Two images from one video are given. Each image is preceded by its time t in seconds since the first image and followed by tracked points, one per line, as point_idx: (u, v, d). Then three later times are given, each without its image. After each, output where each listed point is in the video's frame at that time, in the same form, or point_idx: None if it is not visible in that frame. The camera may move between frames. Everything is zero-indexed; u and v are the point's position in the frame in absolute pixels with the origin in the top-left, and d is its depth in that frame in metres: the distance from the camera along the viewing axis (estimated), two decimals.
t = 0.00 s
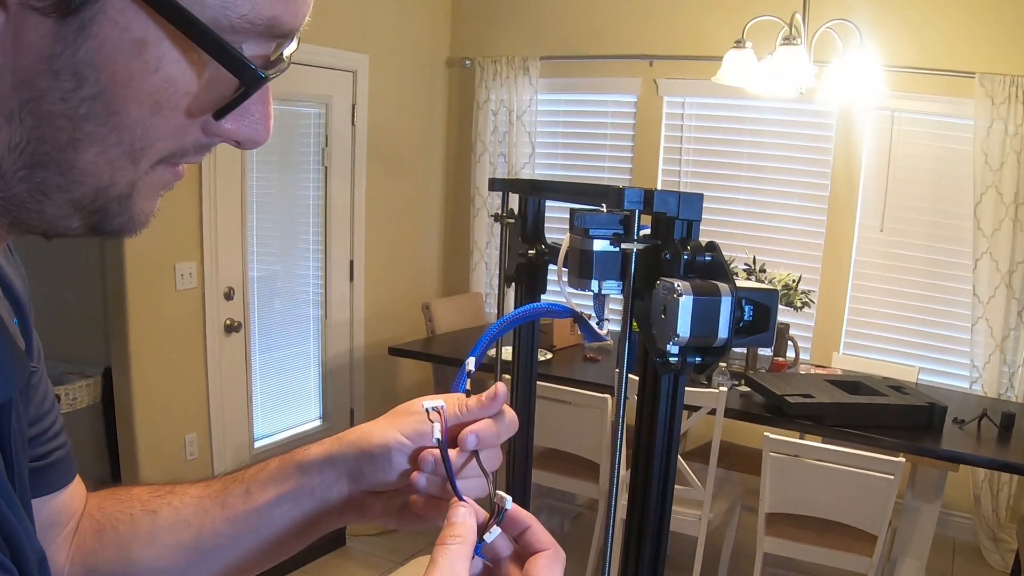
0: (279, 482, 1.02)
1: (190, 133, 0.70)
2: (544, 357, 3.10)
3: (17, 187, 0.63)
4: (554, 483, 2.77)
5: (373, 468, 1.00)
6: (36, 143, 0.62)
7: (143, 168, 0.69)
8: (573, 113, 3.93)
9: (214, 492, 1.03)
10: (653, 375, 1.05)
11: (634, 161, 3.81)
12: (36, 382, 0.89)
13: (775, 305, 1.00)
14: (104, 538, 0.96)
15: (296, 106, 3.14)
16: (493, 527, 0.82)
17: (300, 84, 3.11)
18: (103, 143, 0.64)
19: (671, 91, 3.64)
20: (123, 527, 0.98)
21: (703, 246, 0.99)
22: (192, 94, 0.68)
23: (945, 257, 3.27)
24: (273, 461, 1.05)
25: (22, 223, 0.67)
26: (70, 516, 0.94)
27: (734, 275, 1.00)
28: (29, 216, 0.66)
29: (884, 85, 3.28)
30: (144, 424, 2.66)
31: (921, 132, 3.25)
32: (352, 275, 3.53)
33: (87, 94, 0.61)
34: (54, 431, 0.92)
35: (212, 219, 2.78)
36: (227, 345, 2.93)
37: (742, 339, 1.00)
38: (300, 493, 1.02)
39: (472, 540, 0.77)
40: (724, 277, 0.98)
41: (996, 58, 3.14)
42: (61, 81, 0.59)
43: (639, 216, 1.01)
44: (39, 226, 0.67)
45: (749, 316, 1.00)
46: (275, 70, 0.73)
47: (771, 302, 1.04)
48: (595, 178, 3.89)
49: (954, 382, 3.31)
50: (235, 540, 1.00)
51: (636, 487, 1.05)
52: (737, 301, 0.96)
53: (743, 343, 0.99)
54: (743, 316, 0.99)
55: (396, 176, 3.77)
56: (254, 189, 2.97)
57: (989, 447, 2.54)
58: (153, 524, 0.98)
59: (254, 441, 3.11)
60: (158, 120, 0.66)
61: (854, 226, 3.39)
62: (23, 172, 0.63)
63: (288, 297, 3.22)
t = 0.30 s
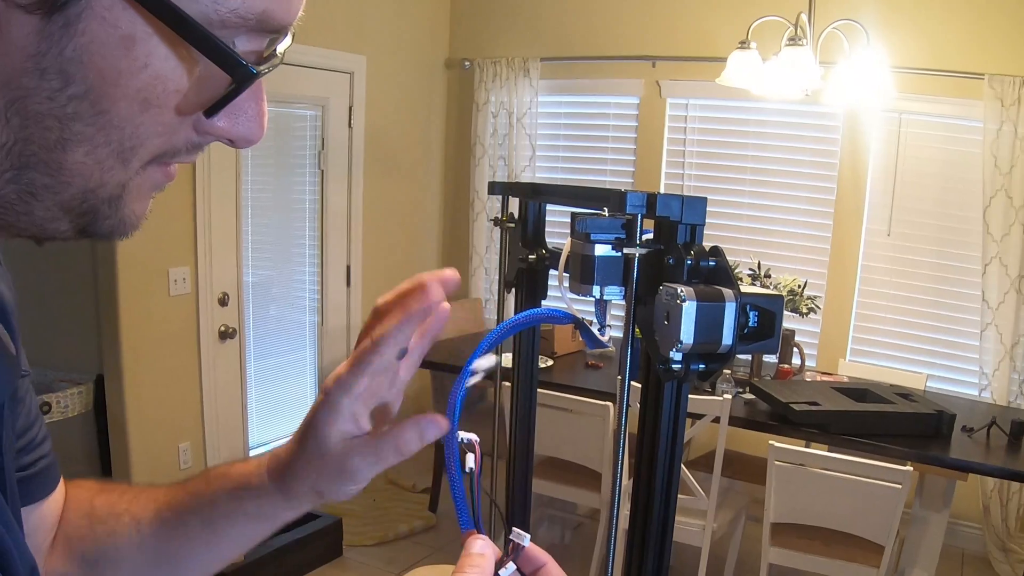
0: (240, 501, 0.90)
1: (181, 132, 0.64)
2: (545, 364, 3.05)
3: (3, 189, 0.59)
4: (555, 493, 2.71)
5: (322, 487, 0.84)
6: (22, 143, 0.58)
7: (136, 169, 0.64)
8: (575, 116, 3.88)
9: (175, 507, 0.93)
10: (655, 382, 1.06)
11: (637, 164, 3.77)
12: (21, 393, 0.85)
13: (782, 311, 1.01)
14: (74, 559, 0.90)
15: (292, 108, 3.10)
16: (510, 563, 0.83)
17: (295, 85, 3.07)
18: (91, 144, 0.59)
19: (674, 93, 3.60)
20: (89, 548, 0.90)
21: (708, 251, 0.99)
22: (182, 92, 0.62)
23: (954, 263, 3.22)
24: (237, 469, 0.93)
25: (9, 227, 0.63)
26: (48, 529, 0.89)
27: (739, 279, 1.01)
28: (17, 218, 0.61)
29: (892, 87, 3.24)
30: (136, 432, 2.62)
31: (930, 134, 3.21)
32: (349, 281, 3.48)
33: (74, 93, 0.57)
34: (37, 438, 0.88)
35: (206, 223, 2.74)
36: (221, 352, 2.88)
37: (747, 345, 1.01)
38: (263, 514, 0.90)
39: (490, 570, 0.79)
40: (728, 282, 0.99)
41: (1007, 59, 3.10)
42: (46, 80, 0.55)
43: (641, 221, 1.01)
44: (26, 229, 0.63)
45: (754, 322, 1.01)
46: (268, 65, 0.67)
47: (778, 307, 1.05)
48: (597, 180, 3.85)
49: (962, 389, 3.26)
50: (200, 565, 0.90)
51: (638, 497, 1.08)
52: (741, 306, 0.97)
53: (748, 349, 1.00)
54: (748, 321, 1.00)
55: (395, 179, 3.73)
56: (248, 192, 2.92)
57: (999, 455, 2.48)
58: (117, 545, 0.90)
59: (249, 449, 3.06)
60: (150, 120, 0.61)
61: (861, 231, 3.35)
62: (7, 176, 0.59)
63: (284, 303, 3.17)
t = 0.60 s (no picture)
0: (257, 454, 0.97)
1: (143, 104, 0.65)
2: (545, 370, 3.01)
3: None
4: (555, 500, 2.67)
5: (341, 458, 0.93)
6: None
7: (94, 142, 0.65)
8: (577, 118, 3.85)
9: (200, 456, 1.01)
10: (657, 389, 1.05)
11: (639, 168, 3.73)
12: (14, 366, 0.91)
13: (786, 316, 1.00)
14: (104, 506, 1.00)
15: (289, 110, 3.06)
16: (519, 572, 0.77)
17: (291, 87, 3.04)
18: (47, 122, 0.61)
19: (677, 93, 3.56)
20: (119, 494, 1.00)
21: (711, 255, 1.01)
22: (140, 60, 0.63)
23: (963, 265, 3.18)
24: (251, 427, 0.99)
25: None
26: (70, 481, 0.98)
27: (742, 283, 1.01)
28: None
29: (901, 88, 3.21)
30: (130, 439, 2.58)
31: (936, 135, 3.17)
32: (346, 285, 3.44)
33: (25, 69, 0.57)
34: (40, 409, 0.94)
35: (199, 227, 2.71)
36: (215, 358, 2.85)
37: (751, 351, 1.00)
38: (283, 468, 0.97)
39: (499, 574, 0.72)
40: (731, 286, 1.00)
41: (1017, 58, 3.06)
42: None
43: (643, 223, 1.03)
44: None
45: (759, 327, 1.00)
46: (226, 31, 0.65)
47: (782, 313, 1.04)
48: (599, 183, 3.81)
49: (971, 396, 3.21)
50: (225, 512, 0.99)
51: (641, 506, 1.09)
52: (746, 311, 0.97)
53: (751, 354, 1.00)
54: (752, 326, 0.99)
55: (393, 182, 3.69)
56: (243, 196, 2.89)
57: (1008, 463, 2.43)
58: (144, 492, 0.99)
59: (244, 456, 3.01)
60: (105, 93, 0.62)
61: (868, 234, 3.31)
62: None
63: (279, 308, 3.13)
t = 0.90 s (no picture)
0: (257, 445, 0.94)
1: (94, 110, 0.66)
2: (546, 376, 2.96)
3: None
4: (556, 509, 2.62)
5: (342, 456, 0.87)
6: None
7: (48, 153, 0.65)
8: (579, 119, 3.81)
9: (194, 452, 0.98)
10: (660, 395, 1.10)
11: (641, 170, 3.69)
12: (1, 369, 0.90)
13: (790, 320, 1.04)
14: (98, 510, 0.98)
15: (286, 111, 3.03)
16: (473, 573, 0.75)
17: (287, 87, 3.00)
18: None
19: (681, 94, 3.53)
20: (112, 499, 0.99)
21: (715, 259, 1.04)
22: (82, 67, 0.63)
23: (971, 268, 3.14)
24: (248, 413, 0.97)
25: None
26: (61, 489, 0.97)
27: (746, 287, 1.04)
28: None
29: (908, 88, 3.17)
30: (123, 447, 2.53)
31: (943, 136, 3.13)
32: (343, 290, 3.40)
33: None
34: (25, 415, 0.92)
35: (192, 232, 2.68)
36: (210, 364, 2.81)
37: (756, 355, 1.03)
38: (283, 458, 0.94)
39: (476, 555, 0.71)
40: (735, 289, 1.02)
41: None
42: None
43: (646, 227, 1.06)
44: None
45: (764, 331, 1.03)
46: (176, 33, 0.66)
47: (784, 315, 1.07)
48: (600, 185, 3.77)
49: (980, 402, 3.17)
50: (223, 506, 0.96)
51: (644, 511, 1.13)
52: (750, 315, 1.00)
53: (758, 358, 1.03)
54: (757, 331, 1.03)
55: (391, 185, 3.65)
56: (237, 198, 2.85)
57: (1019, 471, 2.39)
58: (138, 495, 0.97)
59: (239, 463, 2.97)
60: (49, 101, 0.63)
61: (875, 236, 3.27)
62: None
63: (275, 313, 3.08)
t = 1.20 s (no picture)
0: (248, 497, 1.03)
1: (50, 118, 0.68)
2: (547, 382, 2.92)
3: None
4: (556, 518, 2.58)
5: (341, 498, 0.99)
6: None
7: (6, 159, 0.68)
8: (580, 120, 3.77)
9: (183, 493, 1.05)
10: (663, 402, 1.07)
11: (644, 171, 3.65)
12: None
13: (795, 325, 1.02)
14: (77, 536, 1.01)
15: (281, 112, 2.99)
16: None
17: (285, 89, 2.97)
18: None
19: (684, 95, 3.49)
20: (94, 528, 1.02)
21: (720, 262, 1.02)
22: (30, 74, 0.64)
23: (978, 272, 3.10)
24: (244, 455, 1.07)
25: None
26: (42, 509, 0.99)
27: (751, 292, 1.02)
28: None
29: (914, 88, 3.14)
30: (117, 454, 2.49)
31: (951, 138, 3.10)
32: (340, 294, 3.36)
33: None
34: (7, 432, 0.94)
35: (187, 235, 2.64)
36: (205, 370, 2.77)
37: (761, 361, 1.02)
38: (274, 507, 1.04)
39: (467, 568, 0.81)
40: (741, 294, 1.01)
41: None
42: None
43: (649, 230, 1.03)
44: None
45: (768, 337, 1.02)
46: (129, 38, 0.67)
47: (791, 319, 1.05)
48: (602, 188, 3.73)
49: (988, 408, 3.13)
50: (204, 549, 1.02)
51: (647, 518, 1.11)
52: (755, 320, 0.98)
53: (763, 362, 1.02)
54: (762, 337, 1.02)
55: (389, 187, 3.61)
56: (233, 201, 2.81)
57: None
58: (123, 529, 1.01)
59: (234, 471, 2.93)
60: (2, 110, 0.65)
61: (882, 239, 3.24)
62: None
63: (271, 318, 3.04)
